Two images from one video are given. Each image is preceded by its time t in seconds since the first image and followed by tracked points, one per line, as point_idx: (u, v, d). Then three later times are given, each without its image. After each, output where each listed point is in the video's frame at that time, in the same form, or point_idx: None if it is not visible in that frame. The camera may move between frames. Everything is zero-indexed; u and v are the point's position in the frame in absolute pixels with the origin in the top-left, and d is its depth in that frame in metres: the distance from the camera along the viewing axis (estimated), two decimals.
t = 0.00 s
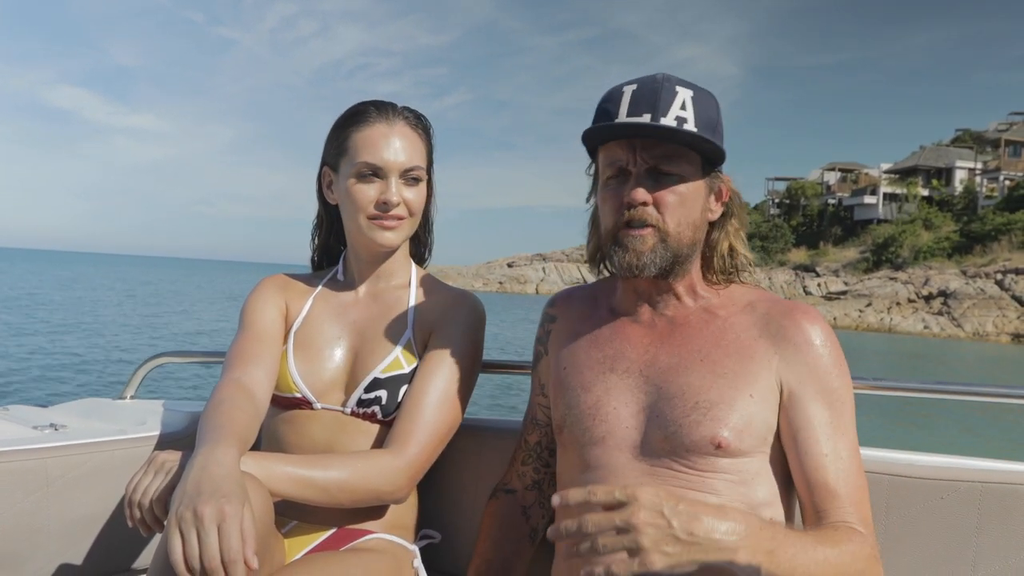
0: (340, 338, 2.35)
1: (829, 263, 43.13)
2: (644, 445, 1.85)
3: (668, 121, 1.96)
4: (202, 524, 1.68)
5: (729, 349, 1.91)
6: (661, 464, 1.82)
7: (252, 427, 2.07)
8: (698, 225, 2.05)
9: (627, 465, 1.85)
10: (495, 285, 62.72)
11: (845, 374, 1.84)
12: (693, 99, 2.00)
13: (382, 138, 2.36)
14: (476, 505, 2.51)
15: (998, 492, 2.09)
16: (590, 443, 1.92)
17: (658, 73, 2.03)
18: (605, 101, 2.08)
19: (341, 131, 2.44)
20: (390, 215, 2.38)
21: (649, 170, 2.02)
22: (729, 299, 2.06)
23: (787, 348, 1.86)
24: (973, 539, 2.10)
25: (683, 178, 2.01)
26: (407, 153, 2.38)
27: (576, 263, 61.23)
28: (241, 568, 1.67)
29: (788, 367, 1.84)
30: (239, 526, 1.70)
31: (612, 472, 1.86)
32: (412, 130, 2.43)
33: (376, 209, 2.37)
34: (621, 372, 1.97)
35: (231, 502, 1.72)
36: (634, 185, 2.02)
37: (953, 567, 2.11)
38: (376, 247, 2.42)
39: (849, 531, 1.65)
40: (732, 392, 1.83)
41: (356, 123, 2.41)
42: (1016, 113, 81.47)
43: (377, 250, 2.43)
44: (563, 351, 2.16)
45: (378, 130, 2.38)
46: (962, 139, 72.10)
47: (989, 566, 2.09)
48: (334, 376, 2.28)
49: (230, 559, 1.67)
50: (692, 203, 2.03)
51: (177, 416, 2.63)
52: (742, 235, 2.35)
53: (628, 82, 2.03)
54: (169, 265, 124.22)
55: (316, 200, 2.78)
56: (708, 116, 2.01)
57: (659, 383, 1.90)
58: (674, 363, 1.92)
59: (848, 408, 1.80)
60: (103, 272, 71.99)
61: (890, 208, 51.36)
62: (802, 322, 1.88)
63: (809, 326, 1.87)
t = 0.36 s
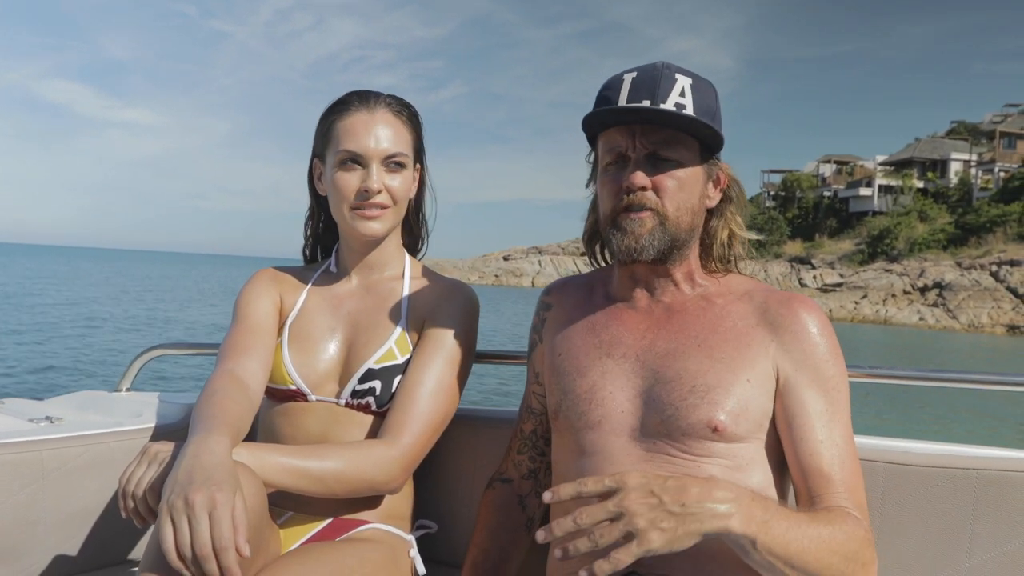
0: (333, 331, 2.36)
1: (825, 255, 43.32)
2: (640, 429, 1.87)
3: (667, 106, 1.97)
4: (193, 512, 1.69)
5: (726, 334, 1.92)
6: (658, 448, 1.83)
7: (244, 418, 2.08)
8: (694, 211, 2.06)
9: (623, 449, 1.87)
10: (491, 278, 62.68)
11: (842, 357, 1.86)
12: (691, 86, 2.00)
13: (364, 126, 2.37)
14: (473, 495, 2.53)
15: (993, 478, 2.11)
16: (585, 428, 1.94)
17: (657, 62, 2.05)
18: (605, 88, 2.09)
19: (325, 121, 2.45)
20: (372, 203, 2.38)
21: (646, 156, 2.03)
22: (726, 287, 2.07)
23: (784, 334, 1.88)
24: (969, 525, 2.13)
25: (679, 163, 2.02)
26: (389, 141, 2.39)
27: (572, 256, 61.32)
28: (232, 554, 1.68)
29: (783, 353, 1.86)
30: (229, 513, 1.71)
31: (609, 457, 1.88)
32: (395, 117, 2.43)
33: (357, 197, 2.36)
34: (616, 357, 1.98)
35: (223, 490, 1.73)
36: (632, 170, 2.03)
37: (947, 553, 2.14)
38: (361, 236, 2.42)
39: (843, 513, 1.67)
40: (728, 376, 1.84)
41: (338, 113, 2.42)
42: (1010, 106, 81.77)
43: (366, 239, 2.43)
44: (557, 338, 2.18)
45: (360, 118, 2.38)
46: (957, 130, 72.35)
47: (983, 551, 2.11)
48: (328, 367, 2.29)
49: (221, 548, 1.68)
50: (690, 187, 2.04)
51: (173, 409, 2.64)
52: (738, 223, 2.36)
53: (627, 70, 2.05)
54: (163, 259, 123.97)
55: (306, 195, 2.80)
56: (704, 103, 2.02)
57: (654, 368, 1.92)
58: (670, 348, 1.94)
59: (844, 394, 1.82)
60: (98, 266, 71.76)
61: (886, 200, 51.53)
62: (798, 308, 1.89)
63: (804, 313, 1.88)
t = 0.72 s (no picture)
0: (333, 333, 2.36)
1: (824, 258, 43.37)
2: (637, 432, 1.87)
3: (662, 106, 1.98)
4: (195, 516, 1.69)
5: (723, 337, 1.92)
6: (656, 451, 1.83)
7: (244, 421, 2.08)
8: (690, 211, 2.06)
9: (621, 451, 1.87)
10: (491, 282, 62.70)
11: (839, 359, 1.84)
12: (687, 88, 2.01)
13: (368, 129, 2.37)
14: (472, 498, 2.53)
15: (993, 480, 2.11)
16: (584, 431, 1.95)
17: (652, 64, 2.07)
18: (602, 89, 2.10)
19: (327, 123, 2.46)
20: (377, 206, 2.38)
21: (641, 155, 2.03)
22: (724, 289, 2.07)
23: (780, 336, 1.87)
24: (970, 526, 2.13)
25: (673, 162, 2.02)
26: (393, 144, 2.39)
27: (571, 260, 61.36)
28: (234, 558, 1.68)
29: (778, 354, 1.85)
30: (231, 515, 1.71)
31: (607, 460, 1.88)
32: (398, 121, 2.44)
33: (362, 201, 2.37)
34: (615, 360, 1.99)
35: (224, 493, 1.72)
36: (627, 168, 2.03)
37: (949, 555, 2.14)
38: (364, 240, 2.42)
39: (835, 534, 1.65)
40: (723, 377, 1.85)
41: (341, 115, 2.42)
42: (1008, 109, 81.91)
43: (368, 242, 2.44)
44: (558, 340, 2.18)
45: (363, 121, 2.39)
46: (955, 134, 72.44)
47: (983, 551, 2.12)
48: (328, 370, 2.29)
49: (223, 551, 1.68)
50: (684, 187, 2.04)
51: (173, 411, 2.64)
52: (737, 224, 2.37)
53: (624, 72, 2.07)
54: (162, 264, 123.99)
55: (306, 196, 2.80)
56: (700, 104, 2.02)
57: (651, 370, 1.92)
58: (667, 350, 1.94)
59: (841, 398, 1.80)
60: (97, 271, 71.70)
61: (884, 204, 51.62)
62: (793, 311, 1.88)
63: (801, 315, 1.87)
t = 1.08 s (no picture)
0: (332, 335, 2.37)
1: (824, 265, 43.43)
2: (634, 440, 1.87)
3: (650, 109, 1.99)
4: (196, 521, 1.69)
5: (721, 347, 1.92)
6: (654, 460, 1.83)
7: (244, 425, 2.08)
8: (680, 214, 2.06)
9: (618, 458, 1.87)
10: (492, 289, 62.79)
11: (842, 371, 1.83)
12: (678, 91, 2.02)
13: (379, 134, 2.38)
14: (474, 501, 2.53)
15: (996, 488, 2.11)
16: (583, 436, 1.95)
17: (646, 71, 2.09)
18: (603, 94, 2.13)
19: (335, 126, 2.46)
20: (388, 212, 2.40)
21: (628, 157, 2.05)
22: (725, 296, 2.07)
23: (779, 347, 1.86)
24: (971, 533, 2.12)
25: (657, 164, 2.03)
26: (402, 150, 2.41)
27: (572, 266, 61.44)
28: (234, 564, 1.68)
29: (778, 367, 1.84)
30: (231, 520, 1.70)
31: (604, 466, 1.89)
32: (407, 128, 2.45)
33: (373, 206, 2.38)
34: (613, 366, 1.99)
35: (225, 498, 1.72)
36: (613, 172, 2.05)
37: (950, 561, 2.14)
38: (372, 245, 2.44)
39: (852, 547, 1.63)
40: (720, 386, 1.85)
41: (352, 120, 2.43)
42: (1007, 115, 82.15)
43: (373, 247, 2.45)
44: (562, 344, 2.19)
45: (374, 125, 2.40)
46: (955, 140, 72.58)
47: (984, 559, 2.12)
48: (328, 373, 2.29)
49: (224, 557, 1.68)
50: (675, 190, 2.04)
51: (173, 416, 2.64)
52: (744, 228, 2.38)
53: (620, 79, 2.09)
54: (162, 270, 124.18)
55: (307, 198, 2.81)
56: (696, 109, 2.03)
57: (648, 376, 1.92)
58: (665, 357, 1.94)
59: (845, 411, 1.79)
60: (99, 277, 71.87)
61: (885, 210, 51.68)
62: (794, 323, 1.87)
63: (801, 326, 1.86)
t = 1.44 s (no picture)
0: (333, 336, 2.37)
1: (825, 266, 43.40)
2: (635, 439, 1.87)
3: (669, 108, 1.99)
4: (195, 520, 1.68)
5: (719, 343, 1.92)
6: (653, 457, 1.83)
7: (244, 425, 2.07)
8: (694, 215, 2.06)
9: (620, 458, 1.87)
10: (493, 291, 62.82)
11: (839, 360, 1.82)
12: (695, 93, 2.02)
13: (373, 133, 2.39)
14: (474, 500, 2.52)
15: (996, 487, 2.11)
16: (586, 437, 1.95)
17: (660, 70, 2.08)
18: (609, 92, 2.12)
19: (331, 126, 2.47)
20: (380, 210, 2.40)
21: (647, 157, 2.05)
22: (726, 295, 2.07)
23: (775, 341, 1.86)
24: (972, 532, 2.12)
25: (677, 166, 2.04)
26: (394, 148, 2.40)
27: (572, 268, 61.47)
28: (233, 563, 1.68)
29: (775, 360, 1.84)
30: (230, 519, 1.71)
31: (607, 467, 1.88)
32: (402, 127, 2.45)
33: (364, 204, 2.38)
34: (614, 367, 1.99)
35: (223, 498, 1.73)
36: (632, 171, 2.04)
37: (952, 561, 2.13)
38: (364, 243, 2.44)
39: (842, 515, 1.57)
40: (720, 385, 1.85)
41: (347, 120, 2.43)
42: (1007, 115, 82.14)
43: (369, 246, 2.45)
44: (562, 345, 2.19)
45: (368, 125, 2.40)
46: (955, 141, 72.46)
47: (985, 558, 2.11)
48: (328, 373, 2.29)
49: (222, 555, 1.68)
50: (686, 193, 2.05)
51: (172, 415, 2.64)
52: (740, 229, 2.37)
53: (631, 76, 2.08)
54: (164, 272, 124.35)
55: (307, 198, 2.81)
56: (707, 111, 2.03)
57: (649, 377, 1.93)
58: (665, 357, 1.95)
59: (841, 396, 1.77)
60: (103, 280, 72.07)
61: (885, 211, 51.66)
62: (789, 316, 1.88)
63: (795, 318, 1.87)
